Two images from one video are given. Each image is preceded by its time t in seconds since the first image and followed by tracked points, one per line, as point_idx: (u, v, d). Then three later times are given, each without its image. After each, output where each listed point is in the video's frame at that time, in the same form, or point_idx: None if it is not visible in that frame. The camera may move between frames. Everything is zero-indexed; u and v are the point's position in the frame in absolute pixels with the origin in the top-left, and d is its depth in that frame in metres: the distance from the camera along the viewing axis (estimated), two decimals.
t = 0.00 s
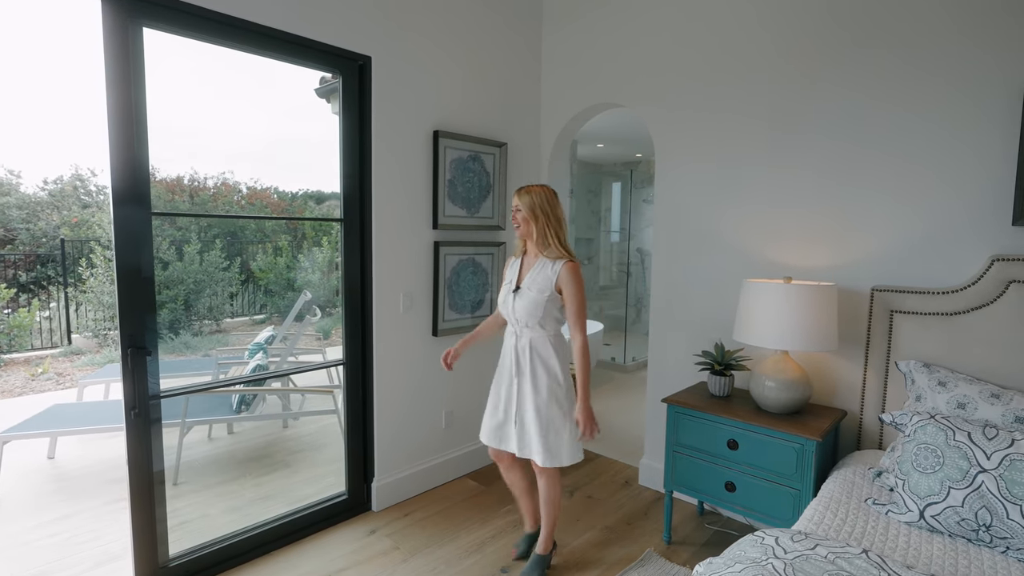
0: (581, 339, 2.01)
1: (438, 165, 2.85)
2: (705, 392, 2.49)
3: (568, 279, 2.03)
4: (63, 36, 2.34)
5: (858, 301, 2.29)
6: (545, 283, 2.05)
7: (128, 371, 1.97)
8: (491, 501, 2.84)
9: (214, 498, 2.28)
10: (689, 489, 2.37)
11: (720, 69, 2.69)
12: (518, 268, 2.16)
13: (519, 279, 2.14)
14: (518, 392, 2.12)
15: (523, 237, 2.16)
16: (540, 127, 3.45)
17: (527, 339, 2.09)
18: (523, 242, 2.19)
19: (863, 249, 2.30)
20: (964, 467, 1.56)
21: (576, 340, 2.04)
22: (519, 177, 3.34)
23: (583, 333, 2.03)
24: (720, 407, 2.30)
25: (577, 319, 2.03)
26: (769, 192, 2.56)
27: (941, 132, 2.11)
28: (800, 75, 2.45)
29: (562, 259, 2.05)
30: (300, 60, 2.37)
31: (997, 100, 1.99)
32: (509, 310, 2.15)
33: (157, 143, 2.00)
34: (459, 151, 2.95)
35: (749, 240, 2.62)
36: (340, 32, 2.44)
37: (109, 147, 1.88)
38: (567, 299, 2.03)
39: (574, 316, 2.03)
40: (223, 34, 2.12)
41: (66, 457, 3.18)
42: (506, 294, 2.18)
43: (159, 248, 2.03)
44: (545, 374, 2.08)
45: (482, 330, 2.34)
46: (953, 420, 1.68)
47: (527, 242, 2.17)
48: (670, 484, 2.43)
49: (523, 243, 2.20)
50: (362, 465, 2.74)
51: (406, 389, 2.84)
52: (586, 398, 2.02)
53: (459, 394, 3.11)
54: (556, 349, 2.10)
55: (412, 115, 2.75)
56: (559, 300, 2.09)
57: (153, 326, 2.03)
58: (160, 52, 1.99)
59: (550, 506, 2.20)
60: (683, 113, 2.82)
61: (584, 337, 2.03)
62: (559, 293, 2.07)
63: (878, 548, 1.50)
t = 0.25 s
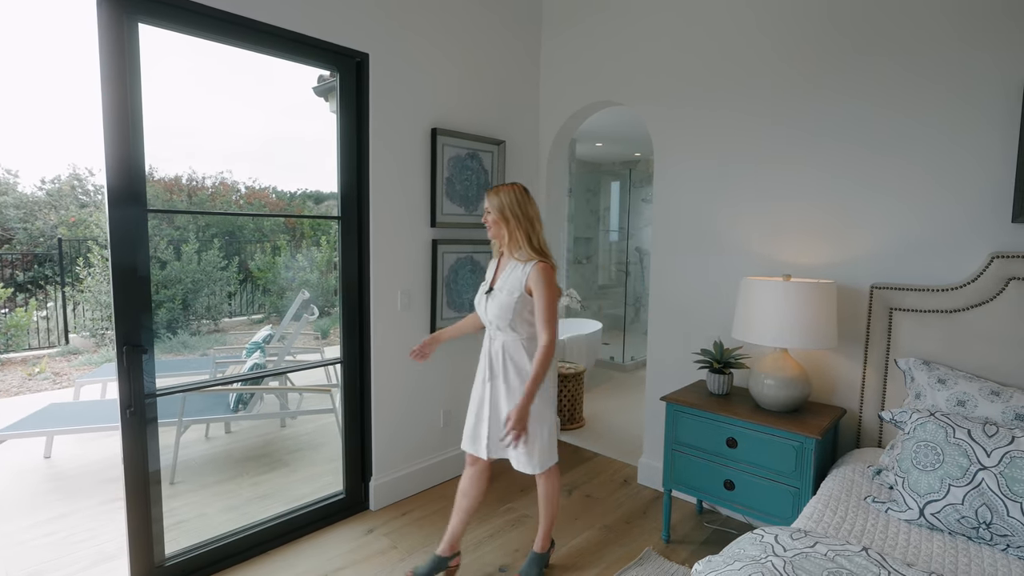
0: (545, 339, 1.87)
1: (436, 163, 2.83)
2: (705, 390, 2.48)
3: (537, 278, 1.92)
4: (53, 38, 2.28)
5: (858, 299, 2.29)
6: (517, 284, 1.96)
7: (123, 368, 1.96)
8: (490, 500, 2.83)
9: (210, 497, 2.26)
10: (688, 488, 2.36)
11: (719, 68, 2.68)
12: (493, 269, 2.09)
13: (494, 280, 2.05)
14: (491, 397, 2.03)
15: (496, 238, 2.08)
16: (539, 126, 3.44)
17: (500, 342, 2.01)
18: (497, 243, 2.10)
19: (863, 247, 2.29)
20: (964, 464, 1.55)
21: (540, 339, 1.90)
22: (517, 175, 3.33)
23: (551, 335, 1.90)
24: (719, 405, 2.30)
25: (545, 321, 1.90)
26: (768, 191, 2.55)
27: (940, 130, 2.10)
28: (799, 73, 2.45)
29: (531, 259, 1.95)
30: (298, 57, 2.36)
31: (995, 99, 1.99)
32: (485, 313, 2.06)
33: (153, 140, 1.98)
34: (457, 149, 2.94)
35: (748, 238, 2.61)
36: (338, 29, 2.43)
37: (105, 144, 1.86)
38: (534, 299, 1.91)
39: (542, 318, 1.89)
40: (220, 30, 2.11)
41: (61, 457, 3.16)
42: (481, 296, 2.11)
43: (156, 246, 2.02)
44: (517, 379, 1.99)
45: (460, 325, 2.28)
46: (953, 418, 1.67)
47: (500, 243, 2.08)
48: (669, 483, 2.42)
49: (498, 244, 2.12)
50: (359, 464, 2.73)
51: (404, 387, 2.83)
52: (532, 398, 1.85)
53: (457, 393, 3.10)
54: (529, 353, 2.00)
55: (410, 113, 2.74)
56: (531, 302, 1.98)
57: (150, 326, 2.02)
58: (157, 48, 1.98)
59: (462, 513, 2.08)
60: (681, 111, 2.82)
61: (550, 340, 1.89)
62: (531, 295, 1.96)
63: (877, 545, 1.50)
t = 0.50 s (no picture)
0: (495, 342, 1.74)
1: (434, 161, 2.82)
2: (703, 389, 2.47)
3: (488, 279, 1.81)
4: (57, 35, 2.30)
5: (856, 297, 2.28)
6: (467, 285, 1.85)
7: (118, 366, 1.94)
8: (488, 499, 2.83)
9: (207, 496, 2.25)
10: (686, 486, 2.36)
11: (716, 64, 2.67)
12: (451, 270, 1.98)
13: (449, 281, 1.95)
14: (448, 405, 1.91)
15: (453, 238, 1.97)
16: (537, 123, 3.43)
17: (454, 346, 1.90)
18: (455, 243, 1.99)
19: (861, 245, 2.28)
20: (963, 462, 1.54)
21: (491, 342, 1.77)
22: (515, 173, 3.32)
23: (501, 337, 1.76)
24: (717, 403, 2.29)
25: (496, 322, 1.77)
26: (766, 188, 2.54)
27: (938, 127, 2.10)
28: (797, 69, 2.44)
29: (484, 260, 1.84)
30: (296, 54, 2.35)
31: (992, 95, 1.98)
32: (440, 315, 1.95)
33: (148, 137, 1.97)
34: (455, 146, 2.93)
35: (746, 236, 2.61)
36: (334, 25, 2.42)
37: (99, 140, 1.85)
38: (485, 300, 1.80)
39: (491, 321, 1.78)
40: (216, 26, 2.09)
41: (58, 456, 3.14)
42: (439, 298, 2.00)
43: (153, 244, 2.00)
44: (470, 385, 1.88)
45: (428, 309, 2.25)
46: (952, 416, 1.67)
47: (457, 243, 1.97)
48: (667, 482, 2.41)
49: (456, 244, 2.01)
50: (356, 463, 2.72)
51: (401, 386, 2.82)
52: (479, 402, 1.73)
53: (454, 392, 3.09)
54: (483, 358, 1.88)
55: (407, 110, 2.73)
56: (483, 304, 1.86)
57: (146, 324, 2.01)
58: (152, 44, 1.96)
59: (430, 520, 2.00)
60: (679, 109, 2.81)
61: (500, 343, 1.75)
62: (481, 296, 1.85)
63: (875, 544, 1.49)
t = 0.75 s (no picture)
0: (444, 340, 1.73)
1: (430, 159, 2.82)
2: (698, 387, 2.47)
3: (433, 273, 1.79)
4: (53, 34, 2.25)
5: (852, 295, 2.27)
6: (412, 280, 1.83)
7: (114, 364, 1.94)
8: (485, 497, 2.83)
9: (203, 494, 2.25)
10: (682, 484, 2.36)
11: (713, 62, 2.66)
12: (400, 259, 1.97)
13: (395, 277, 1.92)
14: (401, 408, 1.86)
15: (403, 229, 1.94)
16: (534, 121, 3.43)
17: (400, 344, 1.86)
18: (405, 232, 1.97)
19: (857, 243, 2.28)
20: (956, 460, 1.54)
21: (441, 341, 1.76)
22: (512, 171, 3.31)
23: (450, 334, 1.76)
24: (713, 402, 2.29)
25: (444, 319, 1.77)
26: (762, 187, 2.54)
27: (934, 125, 2.09)
28: (793, 67, 2.43)
29: (431, 254, 1.82)
30: (296, 53, 2.35)
31: (987, 93, 1.97)
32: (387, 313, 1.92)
33: (144, 136, 1.97)
34: (451, 144, 2.92)
35: (743, 234, 2.60)
36: (330, 23, 2.41)
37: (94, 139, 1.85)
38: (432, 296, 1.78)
39: (439, 315, 1.76)
40: (211, 24, 2.08)
41: (55, 455, 3.14)
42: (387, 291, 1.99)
43: (150, 242, 2.00)
44: (420, 384, 1.84)
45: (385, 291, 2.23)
46: (946, 414, 1.67)
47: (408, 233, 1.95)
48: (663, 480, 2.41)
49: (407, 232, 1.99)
50: (353, 461, 2.72)
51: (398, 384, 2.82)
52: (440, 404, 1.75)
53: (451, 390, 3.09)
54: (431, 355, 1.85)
55: (403, 108, 2.72)
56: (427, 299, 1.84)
57: (142, 323, 2.01)
58: (147, 43, 1.96)
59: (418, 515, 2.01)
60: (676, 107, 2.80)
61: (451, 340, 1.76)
62: (427, 291, 1.83)
63: (868, 541, 1.49)
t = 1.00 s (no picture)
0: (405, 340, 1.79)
1: (424, 158, 2.83)
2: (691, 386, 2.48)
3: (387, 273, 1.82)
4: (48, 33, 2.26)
5: (842, 294, 2.29)
6: (365, 280, 1.85)
7: (108, 363, 1.95)
8: (481, 495, 2.85)
9: (199, 492, 2.27)
10: (674, 482, 2.37)
11: (706, 62, 2.66)
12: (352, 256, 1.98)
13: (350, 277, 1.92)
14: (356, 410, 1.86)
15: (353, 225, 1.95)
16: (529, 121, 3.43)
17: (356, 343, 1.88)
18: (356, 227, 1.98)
19: (848, 242, 2.29)
20: (941, 458, 1.56)
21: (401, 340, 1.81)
22: (507, 170, 3.32)
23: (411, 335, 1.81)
24: (704, 400, 2.30)
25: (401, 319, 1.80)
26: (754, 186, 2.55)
27: (924, 125, 2.10)
28: (785, 67, 2.43)
29: (382, 254, 1.85)
30: (290, 53, 2.36)
31: (976, 94, 1.98)
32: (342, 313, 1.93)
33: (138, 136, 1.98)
34: (445, 144, 2.93)
35: (735, 234, 2.61)
36: (323, 23, 2.42)
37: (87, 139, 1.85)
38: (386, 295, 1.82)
39: (397, 316, 1.80)
40: (204, 24, 2.09)
41: (52, 452, 3.16)
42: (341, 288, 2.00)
43: (150, 242, 2.02)
44: (376, 385, 1.85)
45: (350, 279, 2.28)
46: (932, 412, 1.68)
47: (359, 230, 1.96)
48: (656, 478, 2.42)
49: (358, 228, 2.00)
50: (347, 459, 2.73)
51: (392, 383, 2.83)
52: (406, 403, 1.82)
53: (446, 388, 3.11)
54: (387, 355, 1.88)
55: (397, 108, 2.73)
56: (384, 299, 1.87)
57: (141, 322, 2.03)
58: (140, 43, 1.97)
59: (403, 514, 2.00)
60: (669, 106, 2.80)
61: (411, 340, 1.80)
62: (380, 290, 1.85)
63: (853, 538, 1.50)
